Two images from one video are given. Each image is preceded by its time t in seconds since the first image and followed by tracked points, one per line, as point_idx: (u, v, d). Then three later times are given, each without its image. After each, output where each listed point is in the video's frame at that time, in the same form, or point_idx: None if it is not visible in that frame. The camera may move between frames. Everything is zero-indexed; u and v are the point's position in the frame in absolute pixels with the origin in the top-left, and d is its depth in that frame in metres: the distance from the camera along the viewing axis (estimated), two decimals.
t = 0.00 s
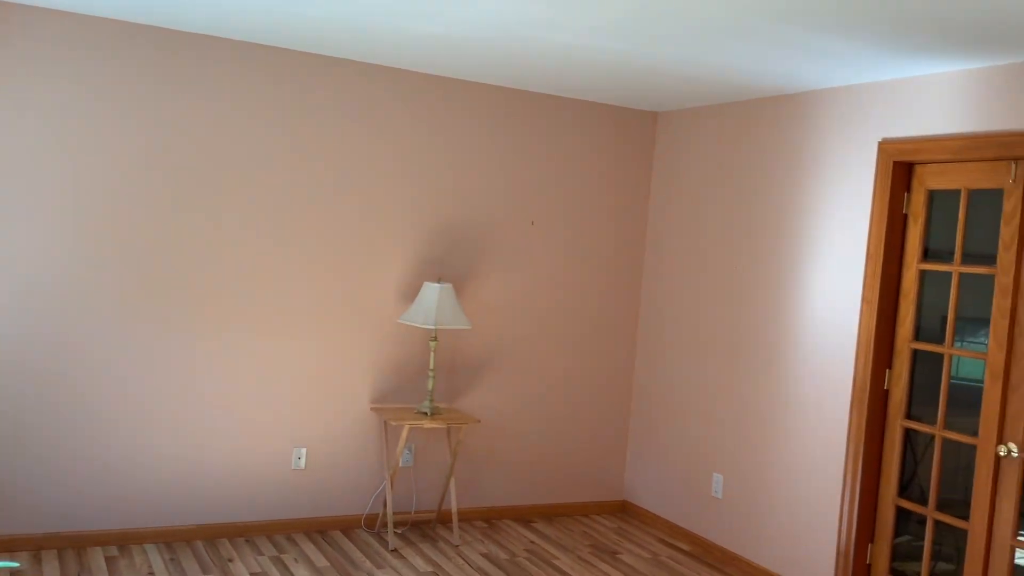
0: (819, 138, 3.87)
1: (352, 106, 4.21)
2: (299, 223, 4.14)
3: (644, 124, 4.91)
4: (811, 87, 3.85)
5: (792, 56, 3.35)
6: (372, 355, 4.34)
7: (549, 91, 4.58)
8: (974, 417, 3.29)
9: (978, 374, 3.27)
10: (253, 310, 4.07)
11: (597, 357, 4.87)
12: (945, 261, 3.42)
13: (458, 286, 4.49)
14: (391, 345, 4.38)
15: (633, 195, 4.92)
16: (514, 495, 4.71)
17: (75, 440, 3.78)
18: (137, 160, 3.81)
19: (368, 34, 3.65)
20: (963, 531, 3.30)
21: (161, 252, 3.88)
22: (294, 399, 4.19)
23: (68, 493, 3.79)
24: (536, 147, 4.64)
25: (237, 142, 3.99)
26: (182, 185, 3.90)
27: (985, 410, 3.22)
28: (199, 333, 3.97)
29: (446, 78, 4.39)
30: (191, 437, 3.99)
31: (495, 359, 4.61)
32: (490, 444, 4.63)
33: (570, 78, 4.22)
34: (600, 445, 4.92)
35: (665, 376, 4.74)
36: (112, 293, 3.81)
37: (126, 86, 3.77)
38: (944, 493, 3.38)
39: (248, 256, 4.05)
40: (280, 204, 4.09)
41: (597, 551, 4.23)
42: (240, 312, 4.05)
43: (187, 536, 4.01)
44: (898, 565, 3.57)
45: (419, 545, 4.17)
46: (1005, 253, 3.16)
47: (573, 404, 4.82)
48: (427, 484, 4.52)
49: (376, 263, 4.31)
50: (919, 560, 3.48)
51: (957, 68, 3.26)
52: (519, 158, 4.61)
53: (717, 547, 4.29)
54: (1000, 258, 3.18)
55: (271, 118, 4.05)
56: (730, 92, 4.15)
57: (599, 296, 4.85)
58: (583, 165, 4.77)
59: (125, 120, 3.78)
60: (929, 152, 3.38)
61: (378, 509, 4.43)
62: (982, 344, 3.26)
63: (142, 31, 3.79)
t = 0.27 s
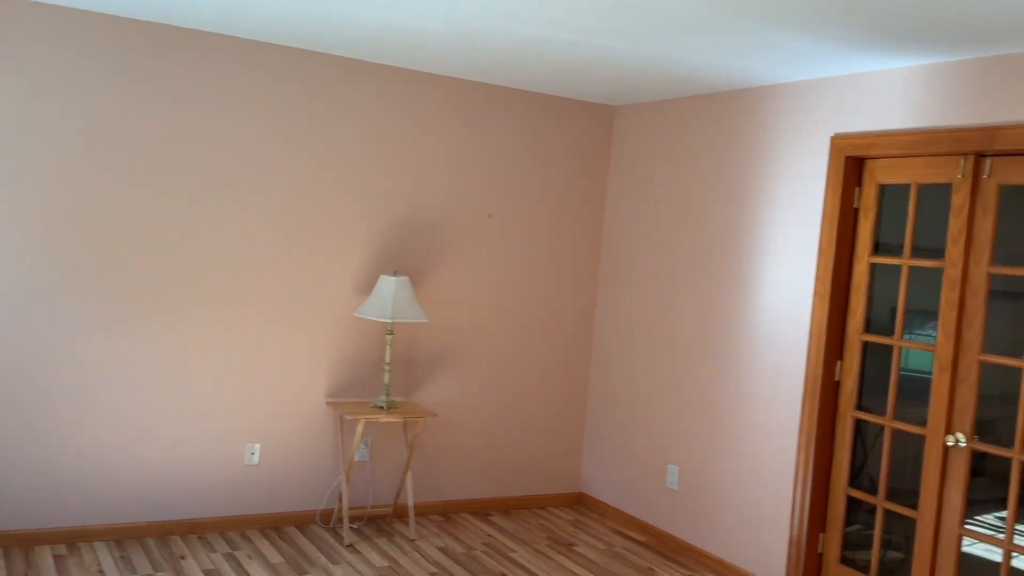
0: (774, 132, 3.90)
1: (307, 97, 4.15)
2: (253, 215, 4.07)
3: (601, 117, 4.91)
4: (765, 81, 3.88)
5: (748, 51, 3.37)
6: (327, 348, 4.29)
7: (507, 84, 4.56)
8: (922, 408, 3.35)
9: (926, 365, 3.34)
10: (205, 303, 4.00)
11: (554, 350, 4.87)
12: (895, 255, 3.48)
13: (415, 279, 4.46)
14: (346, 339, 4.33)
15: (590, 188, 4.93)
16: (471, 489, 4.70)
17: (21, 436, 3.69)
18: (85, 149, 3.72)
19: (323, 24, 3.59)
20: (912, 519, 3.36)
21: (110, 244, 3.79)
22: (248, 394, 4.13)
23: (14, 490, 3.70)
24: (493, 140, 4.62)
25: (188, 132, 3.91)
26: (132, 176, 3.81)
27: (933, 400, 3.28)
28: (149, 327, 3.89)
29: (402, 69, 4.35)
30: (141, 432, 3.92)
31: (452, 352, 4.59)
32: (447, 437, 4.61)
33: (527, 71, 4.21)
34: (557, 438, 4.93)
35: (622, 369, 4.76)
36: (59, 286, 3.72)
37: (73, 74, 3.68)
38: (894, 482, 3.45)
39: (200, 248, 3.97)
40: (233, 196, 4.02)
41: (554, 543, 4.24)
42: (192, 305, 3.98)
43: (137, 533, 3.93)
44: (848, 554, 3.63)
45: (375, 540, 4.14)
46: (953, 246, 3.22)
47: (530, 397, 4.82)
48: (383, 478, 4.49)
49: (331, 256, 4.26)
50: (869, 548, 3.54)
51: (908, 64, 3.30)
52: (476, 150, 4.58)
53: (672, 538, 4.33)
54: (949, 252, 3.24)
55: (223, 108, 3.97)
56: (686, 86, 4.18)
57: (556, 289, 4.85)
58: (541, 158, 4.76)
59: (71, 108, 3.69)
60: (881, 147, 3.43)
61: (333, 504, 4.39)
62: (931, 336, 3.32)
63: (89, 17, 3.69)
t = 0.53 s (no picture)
0: (733, 128, 3.94)
1: (266, 90, 4.10)
2: (211, 209, 4.02)
3: (562, 112, 4.92)
4: (725, 78, 3.92)
5: (708, 47, 3.39)
6: (287, 344, 4.25)
7: (468, 78, 4.55)
8: (877, 400, 3.41)
9: (881, 358, 3.40)
10: (162, 299, 3.94)
11: (516, 345, 4.88)
12: (851, 249, 3.54)
13: (376, 274, 4.43)
14: (307, 334, 4.30)
15: (552, 183, 4.94)
16: (433, 484, 4.69)
17: None
18: (37, 142, 3.64)
19: (282, 16, 3.55)
20: (867, 509, 3.42)
21: (64, 238, 3.72)
22: (206, 390, 4.08)
23: None
24: (455, 134, 4.61)
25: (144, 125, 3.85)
26: (86, 169, 3.74)
27: (888, 392, 3.34)
28: (105, 323, 3.83)
29: (363, 62, 4.32)
30: (97, 430, 3.85)
31: (414, 347, 4.57)
32: (409, 432, 4.60)
33: (489, 66, 4.20)
34: (519, 432, 4.93)
35: (583, 363, 4.78)
36: (10, 282, 3.64)
37: (24, 65, 3.60)
38: (850, 474, 3.51)
39: (157, 243, 3.91)
40: (191, 190, 3.96)
41: (517, 537, 4.25)
42: (149, 301, 3.92)
43: (94, 532, 3.87)
44: (806, 544, 3.69)
45: (337, 536, 4.12)
46: (908, 241, 3.28)
47: (492, 391, 4.83)
48: (344, 474, 4.46)
49: (291, 251, 4.22)
50: (825, 538, 3.60)
51: (865, 61, 3.35)
52: (438, 145, 4.56)
53: (633, 531, 4.36)
54: (903, 246, 3.30)
55: (181, 101, 3.91)
56: (646, 82, 4.20)
57: (518, 283, 4.86)
58: (503, 153, 4.76)
59: (23, 100, 3.61)
60: (838, 143, 3.48)
61: (294, 501, 4.36)
62: (886, 329, 3.38)
63: (40, 7, 3.61)
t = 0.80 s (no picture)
0: (696, 124, 3.96)
1: (227, 84, 4.04)
2: (171, 205, 3.95)
3: (527, 107, 4.92)
4: (687, 74, 3.94)
5: (671, 43, 3.41)
6: (249, 341, 4.21)
7: (432, 73, 4.53)
8: (838, 393, 3.46)
9: (842, 352, 3.44)
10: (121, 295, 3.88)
11: (481, 340, 4.87)
12: (812, 244, 3.58)
13: (340, 270, 4.40)
14: (270, 331, 4.25)
15: (517, 178, 4.93)
16: (399, 481, 4.67)
17: None
18: None
19: (243, 9, 3.50)
20: (829, 500, 3.47)
21: (18, 234, 3.65)
22: (167, 389, 4.02)
23: None
24: (419, 129, 4.58)
25: (101, 119, 3.78)
26: (41, 164, 3.67)
27: (848, 385, 3.39)
28: (62, 320, 3.76)
29: (325, 56, 4.28)
30: (54, 429, 3.78)
31: (378, 344, 4.54)
32: (374, 430, 4.57)
33: (453, 61, 4.18)
34: (484, 428, 4.93)
35: (548, 359, 4.79)
36: None
37: None
38: (811, 466, 3.55)
39: (116, 239, 3.85)
40: (150, 185, 3.90)
41: (482, 533, 4.25)
42: (108, 298, 3.85)
43: (52, 533, 3.80)
44: (768, 536, 3.73)
45: (301, 534, 4.08)
46: (867, 236, 3.33)
47: (457, 387, 4.81)
48: (308, 472, 4.42)
49: (253, 247, 4.17)
50: (788, 530, 3.64)
51: (825, 57, 3.39)
52: (402, 140, 4.54)
53: (598, 525, 4.38)
54: (863, 241, 3.35)
55: (139, 94, 3.85)
56: (610, 77, 4.21)
57: (483, 279, 4.85)
58: (467, 148, 4.74)
59: None
60: (799, 139, 3.52)
61: (257, 499, 4.32)
62: (846, 323, 3.43)
63: None
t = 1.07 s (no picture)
0: (659, 117, 3.97)
1: (184, 75, 3.97)
2: (126, 199, 3.88)
3: (489, 101, 4.90)
4: (650, 67, 3.94)
5: (634, 36, 3.40)
6: (208, 337, 4.14)
7: (394, 65, 4.49)
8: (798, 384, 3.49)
9: (802, 343, 3.48)
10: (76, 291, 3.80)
11: (444, 335, 4.85)
12: (772, 237, 3.61)
13: (301, 265, 4.35)
14: (230, 326, 4.19)
15: (480, 172, 4.91)
16: (362, 477, 4.64)
17: None
18: None
19: None
20: (789, 490, 3.51)
21: None
22: (123, 386, 3.95)
23: None
24: (381, 123, 4.54)
25: (54, 111, 3.69)
26: None
27: (808, 377, 3.42)
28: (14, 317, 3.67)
29: (285, 48, 4.22)
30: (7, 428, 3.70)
31: (340, 339, 4.50)
32: (337, 426, 4.53)
33: (415, 54, 4.15)
34: (448, 422, 4.91)
35: (512, 353, 4.78)
36: None
37: None
38: (772, 456, 3.58)
39: (69, 234, 3.76)
40: (105, 178, 3.82)
41: (446, 528, 4.23)
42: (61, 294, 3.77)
43: (5, 534, 3.71)
44: (730, 527, 3.76)
45: (262, 532, 4.03)
46: (827, 229, 3.36)
47: (421, 382, 4.79)
48: (270, 469, 4.37)
49: (212, 242, 4.10)
50: (749, 520, 3.68)
51: (786, 51, 3.41)
52: (363, 133, 4.49)
53: (562, 518, 4.39)
54: (822, 234, 3.38)
55: (93, 86, 3.77)
56: (573, 70, 4.20)
57: (446, 273, 4.83)
58: (429, 142, 4.71)
59: None
60: (760, 132, 3.54)
61: (217, 498, 4.26)
62: (806, 315, 3.46)
63: None
